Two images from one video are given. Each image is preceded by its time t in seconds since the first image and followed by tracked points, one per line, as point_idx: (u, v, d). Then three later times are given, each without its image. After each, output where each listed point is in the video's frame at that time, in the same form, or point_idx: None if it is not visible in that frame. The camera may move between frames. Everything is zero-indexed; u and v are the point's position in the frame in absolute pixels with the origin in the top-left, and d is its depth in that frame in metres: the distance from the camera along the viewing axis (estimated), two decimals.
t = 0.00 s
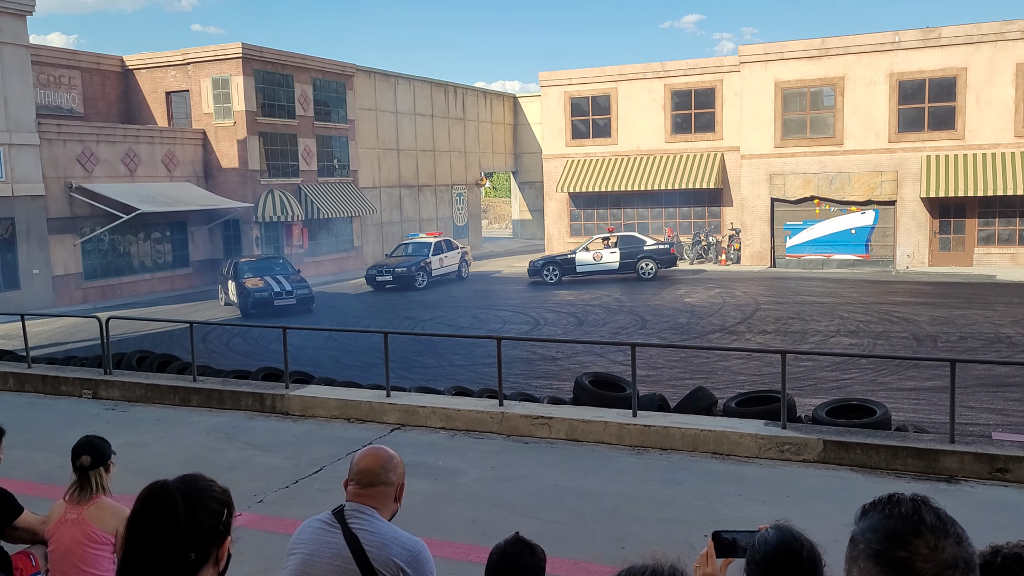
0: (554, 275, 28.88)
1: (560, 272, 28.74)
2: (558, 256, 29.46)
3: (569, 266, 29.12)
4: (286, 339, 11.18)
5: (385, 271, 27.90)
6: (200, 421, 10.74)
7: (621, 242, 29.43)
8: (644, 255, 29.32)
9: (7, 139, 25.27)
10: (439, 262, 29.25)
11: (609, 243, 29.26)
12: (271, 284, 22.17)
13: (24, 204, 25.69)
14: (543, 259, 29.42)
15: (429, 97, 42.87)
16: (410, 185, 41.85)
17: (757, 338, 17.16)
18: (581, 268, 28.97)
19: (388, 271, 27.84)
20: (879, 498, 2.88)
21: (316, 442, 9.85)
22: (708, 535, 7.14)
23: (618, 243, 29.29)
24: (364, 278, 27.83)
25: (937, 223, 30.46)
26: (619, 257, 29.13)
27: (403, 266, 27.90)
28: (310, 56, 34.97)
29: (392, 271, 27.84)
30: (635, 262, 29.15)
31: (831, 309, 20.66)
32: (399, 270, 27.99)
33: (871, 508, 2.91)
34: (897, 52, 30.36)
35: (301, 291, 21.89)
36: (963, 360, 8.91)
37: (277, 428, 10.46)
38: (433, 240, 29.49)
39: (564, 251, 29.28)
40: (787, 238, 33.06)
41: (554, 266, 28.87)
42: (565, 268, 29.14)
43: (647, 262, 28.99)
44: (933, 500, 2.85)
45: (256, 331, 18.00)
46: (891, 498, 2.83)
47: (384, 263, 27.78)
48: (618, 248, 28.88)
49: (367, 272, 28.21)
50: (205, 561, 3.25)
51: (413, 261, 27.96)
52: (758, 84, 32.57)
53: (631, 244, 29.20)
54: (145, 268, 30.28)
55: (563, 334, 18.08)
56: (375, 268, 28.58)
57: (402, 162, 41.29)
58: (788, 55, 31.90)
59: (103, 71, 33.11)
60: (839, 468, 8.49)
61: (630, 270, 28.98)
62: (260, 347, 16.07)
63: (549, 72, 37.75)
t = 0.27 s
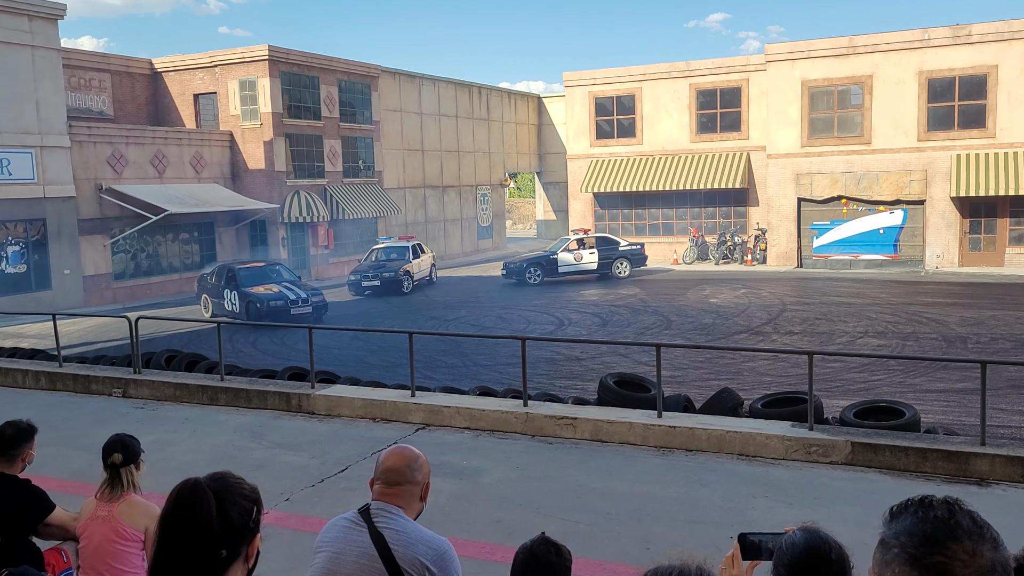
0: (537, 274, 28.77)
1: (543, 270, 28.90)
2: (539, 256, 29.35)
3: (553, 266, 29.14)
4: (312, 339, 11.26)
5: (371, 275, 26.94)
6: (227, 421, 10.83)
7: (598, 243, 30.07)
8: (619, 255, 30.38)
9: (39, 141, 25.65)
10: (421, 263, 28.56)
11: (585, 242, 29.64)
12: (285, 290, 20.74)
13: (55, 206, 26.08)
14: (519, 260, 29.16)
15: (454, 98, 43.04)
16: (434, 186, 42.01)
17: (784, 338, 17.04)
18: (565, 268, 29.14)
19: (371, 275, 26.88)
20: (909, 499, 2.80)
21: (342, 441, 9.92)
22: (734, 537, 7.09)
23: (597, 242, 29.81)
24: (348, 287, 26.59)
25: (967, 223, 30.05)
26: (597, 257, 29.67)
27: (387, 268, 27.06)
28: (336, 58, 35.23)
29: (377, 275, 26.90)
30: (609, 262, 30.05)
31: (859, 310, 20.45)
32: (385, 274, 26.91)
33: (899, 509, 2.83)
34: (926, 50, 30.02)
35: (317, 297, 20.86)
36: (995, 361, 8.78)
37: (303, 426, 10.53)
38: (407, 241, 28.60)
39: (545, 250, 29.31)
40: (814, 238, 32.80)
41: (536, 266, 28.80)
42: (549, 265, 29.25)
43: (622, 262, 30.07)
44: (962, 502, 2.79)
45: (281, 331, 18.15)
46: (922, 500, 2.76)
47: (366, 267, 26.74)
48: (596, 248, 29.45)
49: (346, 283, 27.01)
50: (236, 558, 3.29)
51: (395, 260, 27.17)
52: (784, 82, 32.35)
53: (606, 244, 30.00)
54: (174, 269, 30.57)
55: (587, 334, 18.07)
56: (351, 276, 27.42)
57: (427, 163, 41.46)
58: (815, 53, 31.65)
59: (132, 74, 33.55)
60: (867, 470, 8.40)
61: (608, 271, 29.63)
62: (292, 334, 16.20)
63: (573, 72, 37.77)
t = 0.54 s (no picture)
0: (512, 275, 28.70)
1: (520, 271, 28.75)
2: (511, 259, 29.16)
3: (528, 267, 29.08)
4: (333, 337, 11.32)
5: (355, 281, 25.21)
6: (249, 419, 10.92)
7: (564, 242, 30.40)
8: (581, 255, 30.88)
9: (65, 141, 25.93)
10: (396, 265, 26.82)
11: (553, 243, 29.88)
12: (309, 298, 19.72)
13: (80, 205, 26.36)
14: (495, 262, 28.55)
15: (474, 98, 43.15)
16: (454, 185, 42.10)
17: (805, 338, 16.94)
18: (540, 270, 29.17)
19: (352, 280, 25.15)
20: (934, 498, 2.76)
21: (363, 440, 9.97)
22: (754, 538, 7.06)
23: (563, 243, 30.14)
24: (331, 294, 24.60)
25: (991, 222, 29.71)
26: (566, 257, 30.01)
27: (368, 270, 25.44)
28: (357, 58, 35.39)
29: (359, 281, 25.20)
30: (575, 262, 30.42)
31: (882, 310, 20.28)
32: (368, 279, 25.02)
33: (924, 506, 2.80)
34: (951, 48, 29.70)
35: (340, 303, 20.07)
36: (1021, 361, 8.67)
37: (324, 425, 10.59)
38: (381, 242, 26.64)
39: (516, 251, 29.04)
40: (836, 237, 32.54)
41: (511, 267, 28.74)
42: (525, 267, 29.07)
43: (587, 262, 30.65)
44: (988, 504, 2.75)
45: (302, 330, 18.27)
46: (948, 500, 2.71)
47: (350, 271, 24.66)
48: (565, 248, 29.87)
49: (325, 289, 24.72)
50: (258, 555, 3.32)
51: (380, 260, 25.61)
52: (806, 80, 32.13)
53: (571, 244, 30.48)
54: (195, 267, 30.77)
55: (607, 333, 18.04)
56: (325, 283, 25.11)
57: (447, 162, 41.57)
58: (838, 50, 31.37)
59: (155, 74, 33.87)
60: (890, 471, 8.32)
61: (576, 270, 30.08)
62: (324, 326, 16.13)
63: (593, 71, 37.75)
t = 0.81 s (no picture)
0: (475, 278, 28.12)
1: (485, 272, 28.19)
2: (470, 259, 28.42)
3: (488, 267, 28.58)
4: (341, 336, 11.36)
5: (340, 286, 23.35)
6: (258, 417, 10.96)
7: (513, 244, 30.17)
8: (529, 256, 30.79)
9: (75, 140, 26.04)
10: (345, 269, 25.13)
11: (507, 244, 29.64)
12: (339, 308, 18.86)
13: (90, 204, 26.49)
14: (457, 263, 27.85)
15: (482, 97, 43.19)
16: (463, 184, 42.15)
17: (815, 337, 16.90)
18: (500, 270, 28.75)
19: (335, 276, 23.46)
20: (946, 491, 2.55)
21: (371, 438, 9.98)
22: (763, 538, 7.04)
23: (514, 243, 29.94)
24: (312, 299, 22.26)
25: (1002, 221, 29.53)
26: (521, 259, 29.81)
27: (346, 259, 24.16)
28: (366, 57, 35.45)
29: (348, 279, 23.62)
30: (527, 262, 30.30)
31: (892, 309, 20.21)
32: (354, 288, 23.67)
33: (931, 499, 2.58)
34: (961, 46, 29.55)
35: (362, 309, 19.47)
36: None
37: (333, 423, 10.62)
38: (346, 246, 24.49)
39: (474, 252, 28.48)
40: (846, 236, 32.45)
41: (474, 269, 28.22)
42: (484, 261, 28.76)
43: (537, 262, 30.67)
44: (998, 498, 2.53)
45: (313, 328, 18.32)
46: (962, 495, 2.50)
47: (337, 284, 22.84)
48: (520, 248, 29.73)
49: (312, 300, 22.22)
50: (267, 552, 3.33)
51: (352, 263, 24.19)
52: (815, 78, 32.05)
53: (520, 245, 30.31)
54: (205, 266, 30.92)
55: (615, 332, 18.04)
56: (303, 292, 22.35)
57: (456, 161, 41.62)
58: (848, 49, 31.26)
59: (165, 74, 34.00)
60: (899, 471, 8.29)
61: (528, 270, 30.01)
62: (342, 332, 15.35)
63: (602, 70, 37.76)
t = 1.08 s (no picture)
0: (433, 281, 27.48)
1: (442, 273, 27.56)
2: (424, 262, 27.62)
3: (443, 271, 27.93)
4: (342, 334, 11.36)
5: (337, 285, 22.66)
6: (259, 415, 10.97)
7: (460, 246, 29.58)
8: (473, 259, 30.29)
9: (76, 138, 26.04)
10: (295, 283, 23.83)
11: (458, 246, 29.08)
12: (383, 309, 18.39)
13: (91, 203, 26.51)
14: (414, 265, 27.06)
15: (484, 96, 43.19)
16: (464, 183, 42.16)
17: (816, 336, 16.90)
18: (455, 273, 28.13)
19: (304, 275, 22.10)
20: (935, 495, 2.24)
21: (372, 436, 9.99)
22: (763, 537, 7.04)
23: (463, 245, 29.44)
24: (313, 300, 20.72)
25: (1003, 220, 29.50)
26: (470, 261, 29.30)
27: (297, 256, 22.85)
28: (367, 56, 35.45)
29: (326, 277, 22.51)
30: (475, 265, 29.78)
31: (893, 308, 20.21)
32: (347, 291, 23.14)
33: (917, 501, 2.28)
34: (963, 45, 29.52)
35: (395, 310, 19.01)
36: None
37: (334, 422, 10.62)
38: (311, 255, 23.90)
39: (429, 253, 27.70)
40: (847, 235, 32.43)
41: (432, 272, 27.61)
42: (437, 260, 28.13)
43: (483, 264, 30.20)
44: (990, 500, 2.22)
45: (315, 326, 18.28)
46: (959, 504, 2.21)
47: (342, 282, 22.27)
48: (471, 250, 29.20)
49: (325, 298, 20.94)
50: (267, 551, 3.33)
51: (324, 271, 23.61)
52: (816, 77, 32.03)
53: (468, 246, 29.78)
54: (205, 265, 30.91)
55: (616, 331, 18.05)
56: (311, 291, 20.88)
57: (457, 159, 41.63)
58: (850, 48, 31.24)
59: (167, 72, 33.99)
60: (899, 470, 8.28)
61: (476, 273, 29.54)
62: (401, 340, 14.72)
63: (604, 68, 37.78)
